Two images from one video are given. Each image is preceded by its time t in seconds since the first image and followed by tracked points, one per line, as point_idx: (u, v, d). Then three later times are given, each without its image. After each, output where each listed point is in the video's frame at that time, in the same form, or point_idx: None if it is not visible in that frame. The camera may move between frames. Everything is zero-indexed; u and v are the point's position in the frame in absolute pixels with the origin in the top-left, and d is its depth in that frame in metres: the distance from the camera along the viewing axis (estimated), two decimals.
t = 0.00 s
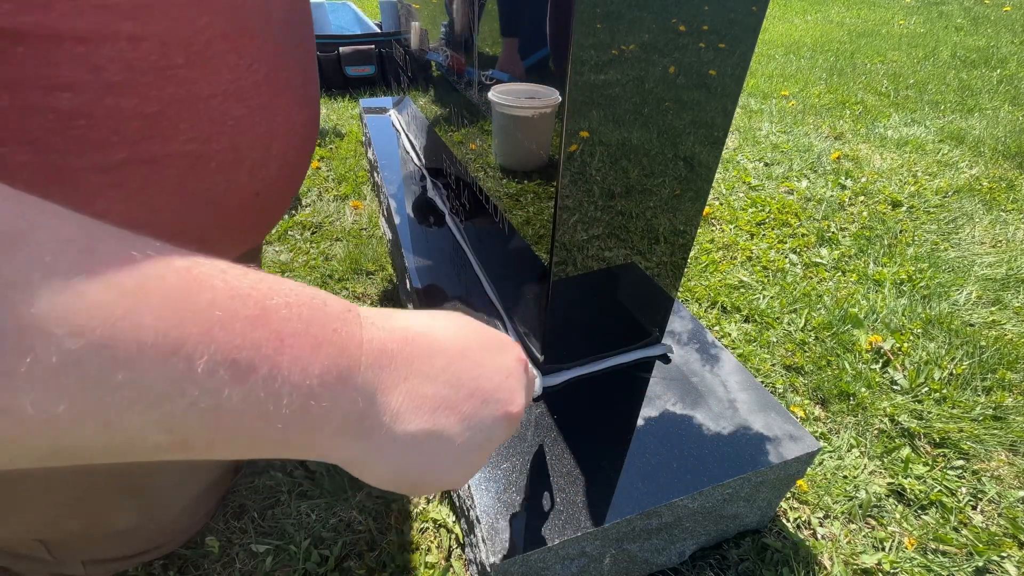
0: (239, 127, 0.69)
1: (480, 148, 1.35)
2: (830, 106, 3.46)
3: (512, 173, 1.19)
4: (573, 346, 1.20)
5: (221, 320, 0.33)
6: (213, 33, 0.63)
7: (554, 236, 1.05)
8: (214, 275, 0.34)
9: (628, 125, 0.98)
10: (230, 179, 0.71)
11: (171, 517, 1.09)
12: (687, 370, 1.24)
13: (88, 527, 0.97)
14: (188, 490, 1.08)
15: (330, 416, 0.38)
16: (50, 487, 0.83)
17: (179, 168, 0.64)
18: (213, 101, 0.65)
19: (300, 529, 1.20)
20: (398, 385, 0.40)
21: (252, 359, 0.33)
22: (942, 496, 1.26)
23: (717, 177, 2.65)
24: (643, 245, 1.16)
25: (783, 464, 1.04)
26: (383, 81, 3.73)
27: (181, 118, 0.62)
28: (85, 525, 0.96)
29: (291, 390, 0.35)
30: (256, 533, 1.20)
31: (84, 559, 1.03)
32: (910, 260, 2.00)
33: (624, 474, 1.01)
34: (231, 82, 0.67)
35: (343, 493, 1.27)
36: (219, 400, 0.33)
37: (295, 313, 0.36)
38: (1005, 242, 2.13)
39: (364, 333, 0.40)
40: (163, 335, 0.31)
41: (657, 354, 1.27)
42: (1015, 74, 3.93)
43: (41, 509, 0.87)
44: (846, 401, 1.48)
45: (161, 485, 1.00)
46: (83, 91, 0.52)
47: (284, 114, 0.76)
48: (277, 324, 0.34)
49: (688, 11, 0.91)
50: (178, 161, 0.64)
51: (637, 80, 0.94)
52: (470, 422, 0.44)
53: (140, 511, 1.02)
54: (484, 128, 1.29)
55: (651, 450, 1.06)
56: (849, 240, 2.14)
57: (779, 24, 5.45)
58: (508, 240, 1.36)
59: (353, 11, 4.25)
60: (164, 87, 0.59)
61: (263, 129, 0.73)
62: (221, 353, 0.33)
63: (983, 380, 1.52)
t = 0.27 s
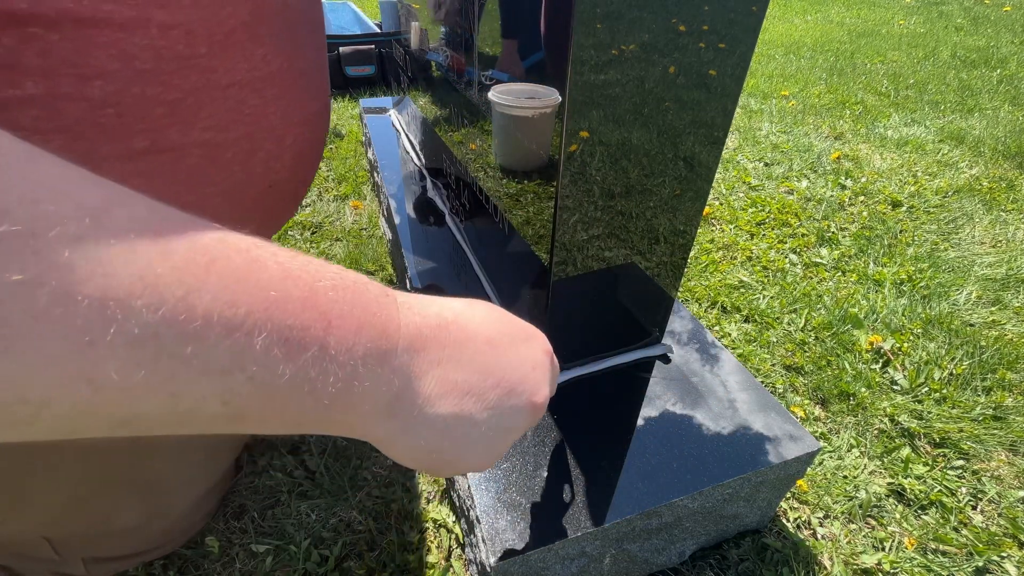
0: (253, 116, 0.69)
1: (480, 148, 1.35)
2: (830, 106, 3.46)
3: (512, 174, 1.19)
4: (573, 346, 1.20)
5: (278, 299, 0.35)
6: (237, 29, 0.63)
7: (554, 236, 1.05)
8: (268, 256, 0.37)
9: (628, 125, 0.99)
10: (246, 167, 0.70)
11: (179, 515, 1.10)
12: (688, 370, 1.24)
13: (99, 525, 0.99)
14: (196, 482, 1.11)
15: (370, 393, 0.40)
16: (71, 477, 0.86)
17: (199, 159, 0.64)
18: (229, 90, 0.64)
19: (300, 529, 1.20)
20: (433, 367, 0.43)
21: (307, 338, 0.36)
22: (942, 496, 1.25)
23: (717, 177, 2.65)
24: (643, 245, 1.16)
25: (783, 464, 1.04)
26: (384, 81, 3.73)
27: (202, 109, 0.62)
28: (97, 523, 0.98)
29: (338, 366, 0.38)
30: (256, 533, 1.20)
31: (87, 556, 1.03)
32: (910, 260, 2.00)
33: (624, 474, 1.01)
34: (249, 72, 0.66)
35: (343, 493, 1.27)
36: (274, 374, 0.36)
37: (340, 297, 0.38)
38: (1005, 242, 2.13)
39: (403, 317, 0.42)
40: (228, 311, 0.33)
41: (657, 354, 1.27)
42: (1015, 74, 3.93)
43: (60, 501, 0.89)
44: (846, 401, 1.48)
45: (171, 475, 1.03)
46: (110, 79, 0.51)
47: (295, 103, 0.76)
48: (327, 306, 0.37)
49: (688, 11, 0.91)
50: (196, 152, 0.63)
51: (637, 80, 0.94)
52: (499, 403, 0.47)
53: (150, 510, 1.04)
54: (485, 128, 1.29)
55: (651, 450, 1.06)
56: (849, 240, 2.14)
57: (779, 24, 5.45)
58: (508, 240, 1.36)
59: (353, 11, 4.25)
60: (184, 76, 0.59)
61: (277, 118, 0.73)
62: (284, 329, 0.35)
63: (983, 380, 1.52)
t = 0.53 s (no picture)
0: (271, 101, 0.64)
1: (480, 149, 1.35)
2: (830, 106, 3.46)
3: (512, 174, 1.19)
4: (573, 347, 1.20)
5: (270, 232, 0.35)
6: None
7: (554, 236, 1.05)
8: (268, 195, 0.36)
9: (628, 125, 0.99)
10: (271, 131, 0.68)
11: (186, 515, 1.12)
12: (687, 370, 1.24)
13: (110, 519, 1.01)
14: (207, 481, 1.13)
15: (372, 341, 0.42)
16: (83, 450, 0.91)
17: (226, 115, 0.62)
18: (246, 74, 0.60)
19: (300, 529, 1.20)
20: (434, 318, 0.45)
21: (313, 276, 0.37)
22: (942, 496, 1.25)
23: (717, 177, 2.65)
24: (643, 245, 1.16)
25: (783, 464, 1.04)
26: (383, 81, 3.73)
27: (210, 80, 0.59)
28: (109, 518, 1.01)
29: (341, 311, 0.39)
30: (256, 534, 1.20)
31: (90, 551, 1.04)
32: (910, 260, 2.00)
33: (624, 474, 1.01)
34: (276, 29, 0.64)
35: (343, 493, 1.27)
36: (274, 309, 0.36)
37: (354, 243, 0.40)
38: (1005, 242, 2.13)
39: (410, 272, 0.44)
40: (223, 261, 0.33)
41: (657, 355, 1.27)
42: (1015, 74, 3.93)
43: (71, 488, 0.93)
44: (846, 401, 1.48)
45: (179, 464, 1.07)
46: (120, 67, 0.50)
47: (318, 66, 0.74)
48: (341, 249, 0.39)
49: (688, 11, 0.91)
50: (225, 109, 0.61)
51: (637, 80, 0.94)
52: (490, 365, 0.49)
53: (160, 505, 1.07)
54: (485, 128, 1.28)
55: (651, 450, 1.06)
56: (849, 240, 2.14)
57: (779, 23, 5.45)
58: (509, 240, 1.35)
59: (354, 11, 4.24)
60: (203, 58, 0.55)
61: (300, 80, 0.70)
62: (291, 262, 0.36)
63: (983, 380, 1.52)
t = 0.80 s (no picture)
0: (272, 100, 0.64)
1: (480, 148, 1.35)
2: (830, 106, 3.46)
3: (512, 175, 1.19)
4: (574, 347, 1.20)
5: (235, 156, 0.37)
6: None
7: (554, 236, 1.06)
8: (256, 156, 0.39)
9: (628, 125, 0.99)
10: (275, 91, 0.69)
11: (189, 511, 1.13)
12: (687, 370, 1.24)
13: (119, 516, 1.02)
14: (213, 476, 1.15)
15: (310, 231, 0.42)
16: (97, 446, 0.91)
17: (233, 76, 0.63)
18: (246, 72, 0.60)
19: (300, 529, 1.20)
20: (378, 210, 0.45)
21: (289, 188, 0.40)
22: (942, 497, 1.25)
23: (717, 178, 2.65)
24: (642, 246, 1.16)
25: (783, 464, 1.04)
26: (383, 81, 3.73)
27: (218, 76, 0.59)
28: (120, 513, 1.01)
29: (313, 220, 0.41)
30: (256, 533, 1.20)
31: (94, 548, 1.04)
32: (910, 260, 2.00)
33: (624, 474, 1.01)
34: None
35: (343, 493, 1.27)
36: (222, 207, 0.38)
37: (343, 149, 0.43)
38: (1005, 242, 2.13)
39: (402, 186, 0.46)
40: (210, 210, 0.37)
41: (657, 355, 1.27)
42: (1015, 74, 3.93)
43: (85, 482, 0.93)
44: (846, 401, 1.48)
45: (188, 460, 1.08)
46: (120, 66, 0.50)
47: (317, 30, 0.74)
48: (324, 157, 0.41)
49: (688, 11, 0.91)
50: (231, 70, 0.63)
51: (638, 80, 0.94)
52: (440, 267, 0.47)
53: (171, 497, 1.08)
54: (485, 129, 1.28)
55: (651, 450, 1.06)
56: (849, 240, 2.14)
57: (779, 24, 5.45)
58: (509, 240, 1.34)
59: (353, 11, 4.24)
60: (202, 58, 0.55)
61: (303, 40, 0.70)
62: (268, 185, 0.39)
63: (983, 380, 1.52)
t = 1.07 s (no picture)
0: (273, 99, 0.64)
1: (480, 148, 1.35)
2: (830, 106, 3.46)
3: (512, 174, 1.19)
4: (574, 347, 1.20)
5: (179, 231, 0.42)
6: None
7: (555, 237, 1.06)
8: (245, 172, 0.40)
9: (628, 125, 0.99)
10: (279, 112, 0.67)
11: (188, 511, 1.13)
12: (687, 370, 1.24)
13: (116, 515, 1.02)
14: (212, 476, 1.15)
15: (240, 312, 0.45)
16: (92, 444, 0.92)
17: (223, 119, 0.59)
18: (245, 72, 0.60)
19: (300, 529, 1.20)
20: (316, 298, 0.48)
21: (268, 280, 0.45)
22: (942, 497, 1.25)
23: (717, 178, 2.65)
24: (643, 246, 1.16)
25: (783, 464, 1.04)
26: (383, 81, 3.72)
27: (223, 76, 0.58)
28: (118, 513, 1.01)
29: (253, 297, 0.45)
30: (256, 533, 1.20)
31: (92, 548, 1.04)
32: (910, 260, 2.00)
33: (624, 474, 1.01)
34: (271, 32, 0.63)
35: (343, 493, 1.27)
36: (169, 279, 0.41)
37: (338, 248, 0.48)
38: (1005, 242, 2.13)
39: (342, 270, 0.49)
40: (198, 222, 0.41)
41: (657, 355, 1.27)
42: (1015, 74, 3.93)
43: (80, 484, 0.94)
44: (846, 401, 1.48)
45: (186, 459, 1.07)
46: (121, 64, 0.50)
47: (317, 71, 0.71)
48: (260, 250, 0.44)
49: (688, 11, 0.91)
50: (220, 112, 0.59)
51: (638, 80, 0.94)
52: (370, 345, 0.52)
53: (170, 497, 1.08)
54: (485, 128, 1.28)
55: (651, 450, 1.06)
56: (849, 240, 2.14)
57: (779, 24, 5.45)
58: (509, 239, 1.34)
59: (353, 11, 4.24)
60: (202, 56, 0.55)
61: (306, 58, 0.69)
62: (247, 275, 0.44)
63: (983, 380, 1.52)
